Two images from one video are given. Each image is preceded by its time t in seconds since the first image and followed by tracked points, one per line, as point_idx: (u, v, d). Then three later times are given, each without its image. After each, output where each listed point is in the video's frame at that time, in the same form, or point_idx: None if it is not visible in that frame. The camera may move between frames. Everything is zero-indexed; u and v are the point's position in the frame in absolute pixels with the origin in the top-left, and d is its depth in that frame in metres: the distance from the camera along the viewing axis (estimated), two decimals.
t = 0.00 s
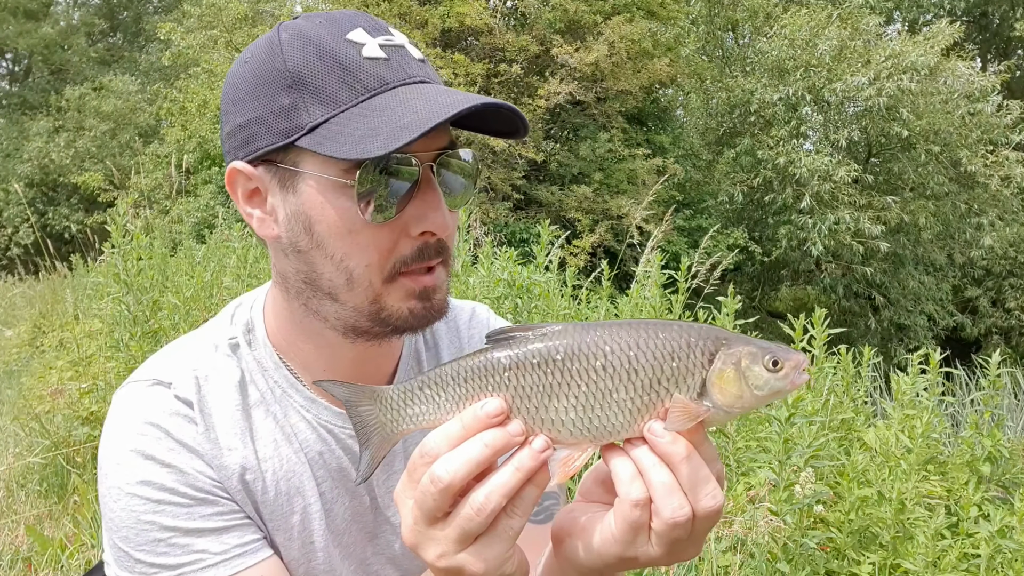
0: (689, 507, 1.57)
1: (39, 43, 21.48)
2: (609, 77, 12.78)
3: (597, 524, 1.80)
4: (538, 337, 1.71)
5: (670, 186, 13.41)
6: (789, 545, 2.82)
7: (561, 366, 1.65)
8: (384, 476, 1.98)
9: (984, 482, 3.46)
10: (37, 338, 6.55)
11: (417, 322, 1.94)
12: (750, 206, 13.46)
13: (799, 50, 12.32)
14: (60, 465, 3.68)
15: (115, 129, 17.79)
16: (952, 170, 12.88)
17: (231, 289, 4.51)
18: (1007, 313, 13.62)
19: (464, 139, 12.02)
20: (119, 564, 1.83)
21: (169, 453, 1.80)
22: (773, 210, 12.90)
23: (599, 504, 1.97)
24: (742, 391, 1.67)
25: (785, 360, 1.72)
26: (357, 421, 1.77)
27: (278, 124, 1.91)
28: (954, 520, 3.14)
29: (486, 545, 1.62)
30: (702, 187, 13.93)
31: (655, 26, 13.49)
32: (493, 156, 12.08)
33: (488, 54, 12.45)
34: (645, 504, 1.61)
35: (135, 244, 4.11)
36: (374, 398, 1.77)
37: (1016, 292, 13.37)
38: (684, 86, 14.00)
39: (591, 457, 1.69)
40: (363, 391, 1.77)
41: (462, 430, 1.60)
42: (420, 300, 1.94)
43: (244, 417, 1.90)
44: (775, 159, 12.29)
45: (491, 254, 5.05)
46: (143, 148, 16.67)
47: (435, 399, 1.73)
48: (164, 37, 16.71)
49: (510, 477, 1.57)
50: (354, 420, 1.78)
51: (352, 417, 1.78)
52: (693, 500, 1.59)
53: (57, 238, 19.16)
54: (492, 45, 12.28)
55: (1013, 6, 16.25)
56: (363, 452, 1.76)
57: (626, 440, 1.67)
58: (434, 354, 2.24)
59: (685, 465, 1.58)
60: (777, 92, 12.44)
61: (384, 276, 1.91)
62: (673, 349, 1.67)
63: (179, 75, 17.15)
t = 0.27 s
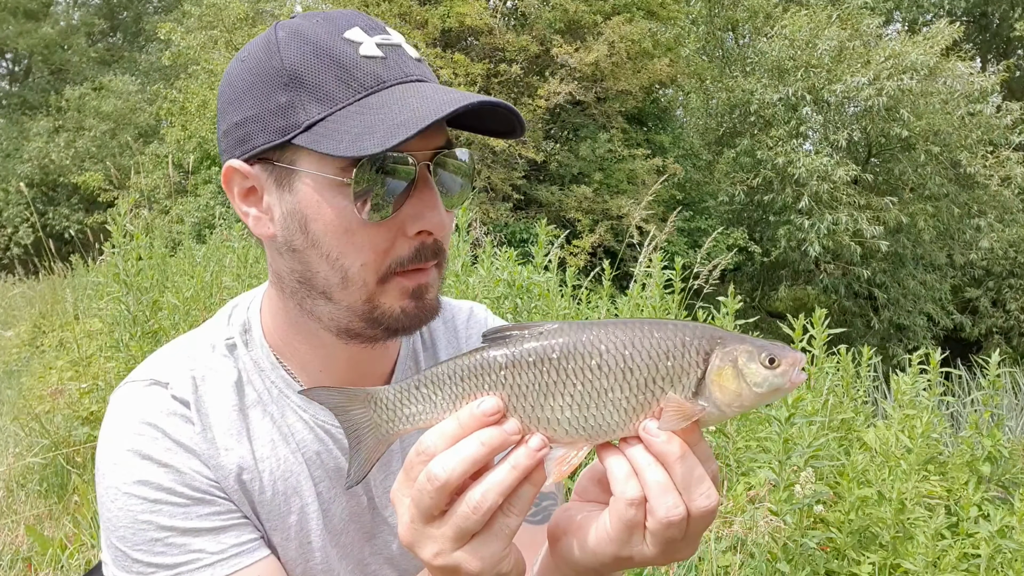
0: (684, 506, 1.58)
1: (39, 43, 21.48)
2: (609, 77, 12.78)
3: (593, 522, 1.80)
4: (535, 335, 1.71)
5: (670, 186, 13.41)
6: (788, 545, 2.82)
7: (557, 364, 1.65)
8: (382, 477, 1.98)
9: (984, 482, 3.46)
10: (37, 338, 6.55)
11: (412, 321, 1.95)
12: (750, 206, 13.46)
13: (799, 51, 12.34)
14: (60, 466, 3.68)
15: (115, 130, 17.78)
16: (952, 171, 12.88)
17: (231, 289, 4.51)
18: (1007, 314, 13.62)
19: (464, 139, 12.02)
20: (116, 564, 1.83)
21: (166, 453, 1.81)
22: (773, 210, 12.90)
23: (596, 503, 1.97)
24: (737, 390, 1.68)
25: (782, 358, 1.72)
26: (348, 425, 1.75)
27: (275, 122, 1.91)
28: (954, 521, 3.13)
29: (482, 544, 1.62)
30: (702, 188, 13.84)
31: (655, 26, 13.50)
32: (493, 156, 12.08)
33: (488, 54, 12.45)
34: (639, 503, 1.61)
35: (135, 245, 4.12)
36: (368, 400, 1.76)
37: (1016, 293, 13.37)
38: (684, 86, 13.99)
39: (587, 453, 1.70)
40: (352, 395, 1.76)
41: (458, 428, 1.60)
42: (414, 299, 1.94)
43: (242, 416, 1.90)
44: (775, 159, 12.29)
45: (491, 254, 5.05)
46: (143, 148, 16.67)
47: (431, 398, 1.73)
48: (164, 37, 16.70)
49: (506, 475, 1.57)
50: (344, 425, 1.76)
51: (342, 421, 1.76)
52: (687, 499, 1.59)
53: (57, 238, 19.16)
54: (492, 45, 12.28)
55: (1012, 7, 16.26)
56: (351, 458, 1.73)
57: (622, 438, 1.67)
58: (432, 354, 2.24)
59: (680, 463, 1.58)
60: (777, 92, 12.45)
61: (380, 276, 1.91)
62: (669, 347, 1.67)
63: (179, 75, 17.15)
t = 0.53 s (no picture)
0: (686, 509, 1.58)
1: (39, 43, 21.48)
2: (609, 77, 12.78)
3: (595, 523, 1.80)
4: (538, 335, 1.70)
5: (670, 186, 13.40)
6: (788, 545, 2.82)
7: (560, 365, 1.65)
8: (382, 477, 1.98)
9: (984, 482, 3.46)
10: (36, 338, 6.55)
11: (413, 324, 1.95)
12: (750, 206, 13.46)
13: (799, 51, 12.34)
14: (60, 466, 3.68)
15: (115, 129, 17.78)
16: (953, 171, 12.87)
17: (231, 289, 4.51)
18: (1007, 314, 13.62)
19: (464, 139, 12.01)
20: (117, 565, 1.83)
21: (167, 454, 1.81)
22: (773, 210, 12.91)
23: (597, 504, 1.98)
24: (739, 394, 1.68)
25: (785, 363, 1.72)
26: (349, 424, 1.76)
27: (279, 122, 1.91)
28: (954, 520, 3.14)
29: (483, 543, 1.62)
30: (702, 188, 13.90)
31: (655, 26, 13.50)
32: (493, 156, 12.07)
33: (488, 55, 12.44)
34: (641, 503, 1.61)
35: (135, 245, 4.12)
36: (369, 400, 1.76)
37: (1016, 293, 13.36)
38: (684, 86, 13.98)
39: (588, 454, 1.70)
40: (353, 396, 1.76)
41: (460, 428, 1.60)
42: (417, 302, 1.94)
43: (242, 417, 1.90)
44: (775, 159, 12.29)
45: (491, 254, 5.05)
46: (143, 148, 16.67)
47: (434, 398, 1.72)
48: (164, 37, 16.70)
49: (508, 475, 1.57)
50: (345, 425, 1.76)
51: (343, 421, 1.76)
52: (689, 501, 1.59)
53: (57, 238, 19.16)
54: (492, 45, 12.28)
55: (1012, 7, 16.26)
56: (350, 456, 1.74)
57: (624, 440, 1.67)
58: (432, 355, 2.24)
59: (682, 465, 1.58)
60: (777, 92, 12.44)
61: (385, 277, 1.91)
62: (672, 350, 1.67)
63: (179, 75, 17.14)
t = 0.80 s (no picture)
0: (686, 500, 1.58)
1: (39, 43, 21.47)
2: (609, 77, 12.77)
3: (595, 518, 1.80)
4: (533, 332, 1.70)
5: (671, 186, 13.39)
6: (788, 545, 2.81)
7: (557, 360, 1.65)
8: (382, 477, 1.98)
9: (984, 482, 3.46)
10: (36, 338, 6.55)
11: (343, 325, 1.95)
12: (750, 206, 13.46)
13: (799, 51, 12.34)
14: (60, 466, 3.68)
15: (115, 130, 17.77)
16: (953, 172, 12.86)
17: (231, 290, 4.51)
18: (1007, 314, 13.61)
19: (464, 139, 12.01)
20: (118, 565, 1.82)
21: (167, 453, 1.81)
22: (773, 210, 12.91)
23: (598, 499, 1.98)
24: (737, 382, 1.69)
25: (780, 350, 1.73)
26: (348, 430, 1.75)
27: (246, 118, 2.02)
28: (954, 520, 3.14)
29: (483, 541, 1.62)
30: (702, 188, 13.94)
31: (655, 26, 13.50)
32: (493, 156, 12.06)
33: (488, 55, 12.44)
34: (641, 496, 1.62)
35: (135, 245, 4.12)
36: (367, 403, 1.76)
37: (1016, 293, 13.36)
38: (684, 86, 13.97)
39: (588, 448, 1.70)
40: (350, 401, 1.76)
41: (459, 426, 1.59)
42: (348, 304, 1.93)
43: (242, 415, 1.90)
44: (775, 159, 12.29)
45: (491, 254, 5.05)
46: (143, 148, 16.67)
47: (432, 397, 1.72)
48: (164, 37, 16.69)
49: (508, 473, 1.57)
50: (344, 431, 1.76)
51: (341, 428, 1.76)
52: (688, 493, 1.59)
53: (57, 238, 19.17)
54: (492, 46, 12.27)
55: (1013, 7, 16.26)
56: (349, 461, 1.74)
57: (623, 433, 1.67)
58: (432, 355, 2.23)
59: (681, 457, 1.58)
60: (777, 92, 12.44)
61: (312, 276, 1.94)
62: (668, 342, 1.68)
63: (179, 75, 17.14)
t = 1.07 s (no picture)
0: (686, 504, 1.57)
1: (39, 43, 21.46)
2: (609, 76, 12.75)
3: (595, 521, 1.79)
4: (535, 334, 1.70)
5: (671, 186, 13.38)
6: (789, 546, 2.80)
7: (559, 362, 1.65)
8: (382, 479, 1.97)
9: (985, 483, 3.45)
10: (36, 338, 6.53)
11: (328, 326, 1.94)
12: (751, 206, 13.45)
13: (799, 51, 12.34)
14: (60, 466, 3.67)
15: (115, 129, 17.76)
16: (953, 171, 12.84)
17: (230, 290, 4.50)
18: (1008, 313, 13.60)
19: (464, 139, 12.00)
20: (117, 566, 1.82)
21: (167, 455, 1.80)
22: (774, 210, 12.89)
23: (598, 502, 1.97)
24: (738, 386, 1.68)
25: (781, 355, 1.73)
26: (347, 430, 1.75)
27: (234, 123, 2.00)
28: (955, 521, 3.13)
29: (481, 543, 1.61)
30: (702, 188, 13.97)
31: (655, 26, 13.50)
32: (493, 156, 12.04)
33: (488, 55, 12.42)
34: (642, 500, 1.61)
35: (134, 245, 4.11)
36: (367, 403, 1.75)
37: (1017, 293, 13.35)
38: (684, 86, 13.94)
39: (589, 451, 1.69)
40: (349, 400, 1.75)
41: (459, 427, 1.59)
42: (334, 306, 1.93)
43: (242, 416, 1.90)
44: (775, 159, 12.28)
45: (491, 254, 5.04)
46: (142, 148, 16.66)
47: (432, 397, 1.72)
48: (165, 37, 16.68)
49: (507, 475, 1.56)
50: (344, 430, 1.75)
51: (342, 427, 1.75)
52: (689, 497, 1.58)
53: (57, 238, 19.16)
54: (492, 45, 12.26)
55: (1014, 6, 16.24)
56: (348, 461, 1.73)
57: (623, 436, 1.67)
58: (433, 356, 2.22)
59: (682, 461, 1.58)
60: (778, 92, 12.43)
61: (297, 278, 1.94)
62: (670, 345, 1.67)
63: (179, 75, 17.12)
